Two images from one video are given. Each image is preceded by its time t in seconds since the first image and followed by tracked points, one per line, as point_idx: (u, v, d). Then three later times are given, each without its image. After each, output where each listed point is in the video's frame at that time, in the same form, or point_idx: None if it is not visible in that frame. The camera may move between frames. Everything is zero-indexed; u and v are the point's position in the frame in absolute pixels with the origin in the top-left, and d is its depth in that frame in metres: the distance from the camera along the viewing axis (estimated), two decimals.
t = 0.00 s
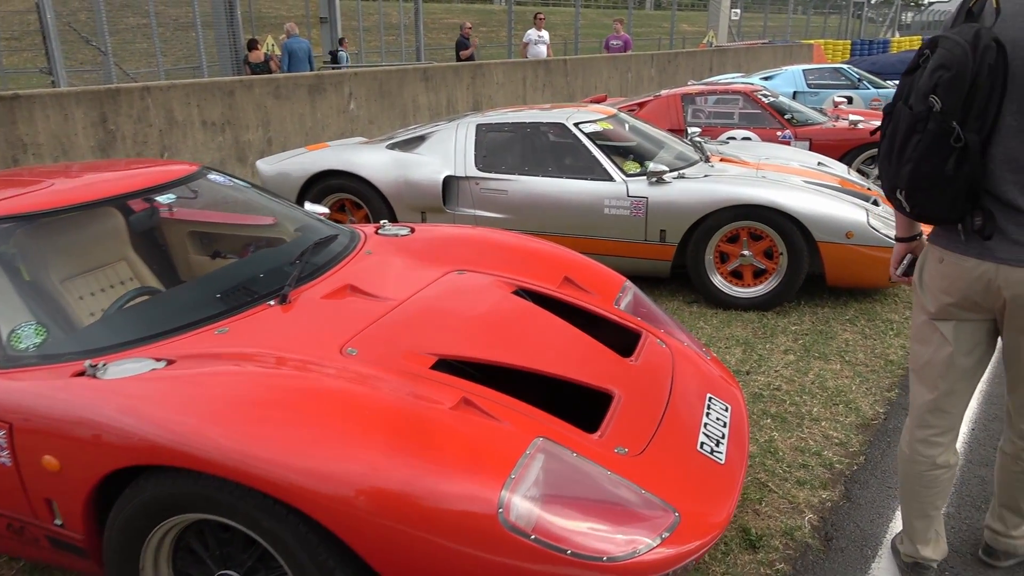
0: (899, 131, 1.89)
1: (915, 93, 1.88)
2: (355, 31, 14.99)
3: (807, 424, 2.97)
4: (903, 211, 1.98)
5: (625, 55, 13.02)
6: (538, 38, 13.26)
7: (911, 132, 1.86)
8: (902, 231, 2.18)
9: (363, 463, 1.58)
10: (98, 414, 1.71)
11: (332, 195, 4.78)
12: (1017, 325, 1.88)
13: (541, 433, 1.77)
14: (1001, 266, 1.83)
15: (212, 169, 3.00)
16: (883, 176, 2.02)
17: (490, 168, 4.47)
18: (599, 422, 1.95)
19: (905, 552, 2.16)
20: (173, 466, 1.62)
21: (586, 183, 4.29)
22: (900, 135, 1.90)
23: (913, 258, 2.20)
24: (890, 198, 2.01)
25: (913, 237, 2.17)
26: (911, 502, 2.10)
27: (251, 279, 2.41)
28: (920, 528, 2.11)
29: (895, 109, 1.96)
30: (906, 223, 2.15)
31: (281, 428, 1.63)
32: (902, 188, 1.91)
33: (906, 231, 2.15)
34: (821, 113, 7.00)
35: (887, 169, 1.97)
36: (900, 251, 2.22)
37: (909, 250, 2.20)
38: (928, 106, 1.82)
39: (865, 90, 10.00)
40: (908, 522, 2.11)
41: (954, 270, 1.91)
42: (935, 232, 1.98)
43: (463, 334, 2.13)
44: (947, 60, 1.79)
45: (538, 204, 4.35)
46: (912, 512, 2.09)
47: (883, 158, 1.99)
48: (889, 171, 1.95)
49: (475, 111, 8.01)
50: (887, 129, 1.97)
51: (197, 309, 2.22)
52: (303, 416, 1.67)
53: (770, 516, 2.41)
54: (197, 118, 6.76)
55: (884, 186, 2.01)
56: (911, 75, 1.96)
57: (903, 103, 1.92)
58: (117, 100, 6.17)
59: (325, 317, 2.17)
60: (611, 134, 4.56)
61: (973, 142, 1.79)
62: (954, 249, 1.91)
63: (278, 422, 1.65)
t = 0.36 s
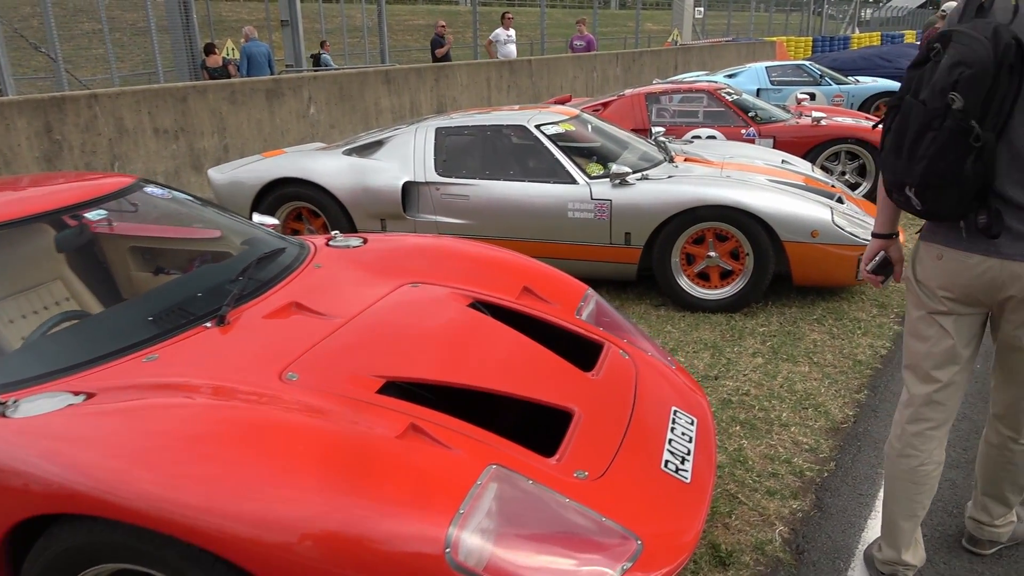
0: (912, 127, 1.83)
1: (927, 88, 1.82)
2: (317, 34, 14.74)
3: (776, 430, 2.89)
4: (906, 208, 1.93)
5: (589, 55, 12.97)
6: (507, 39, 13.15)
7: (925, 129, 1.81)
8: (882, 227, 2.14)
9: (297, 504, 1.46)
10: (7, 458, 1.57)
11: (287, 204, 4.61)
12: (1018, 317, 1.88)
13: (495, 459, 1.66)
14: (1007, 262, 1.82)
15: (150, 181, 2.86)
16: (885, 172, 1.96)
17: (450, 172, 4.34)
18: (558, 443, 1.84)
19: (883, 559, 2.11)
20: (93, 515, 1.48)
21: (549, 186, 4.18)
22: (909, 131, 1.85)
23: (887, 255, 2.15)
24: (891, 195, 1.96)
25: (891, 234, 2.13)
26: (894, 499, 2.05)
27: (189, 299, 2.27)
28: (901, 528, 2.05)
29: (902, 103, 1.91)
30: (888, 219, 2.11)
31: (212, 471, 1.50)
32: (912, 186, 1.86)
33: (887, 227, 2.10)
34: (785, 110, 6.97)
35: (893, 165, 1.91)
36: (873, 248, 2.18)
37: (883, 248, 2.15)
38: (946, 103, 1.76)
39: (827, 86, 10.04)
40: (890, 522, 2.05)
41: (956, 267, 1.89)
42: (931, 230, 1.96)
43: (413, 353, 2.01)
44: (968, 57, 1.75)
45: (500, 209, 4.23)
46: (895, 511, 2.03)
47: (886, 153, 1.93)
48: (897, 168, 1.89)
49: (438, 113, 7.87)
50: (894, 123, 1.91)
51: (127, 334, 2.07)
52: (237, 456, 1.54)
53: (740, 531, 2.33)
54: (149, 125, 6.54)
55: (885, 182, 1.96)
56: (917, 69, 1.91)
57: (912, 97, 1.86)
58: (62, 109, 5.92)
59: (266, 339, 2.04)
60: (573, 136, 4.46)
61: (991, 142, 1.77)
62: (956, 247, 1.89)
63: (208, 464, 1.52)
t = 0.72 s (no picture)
0: (938, 128, 1.95)
1: (954, 90, 1.93)
2: (288, 36, 14.51)
3: (742, 445, 2.80)
4: (924, 206, 2.06)
5: (562, 56, 12.86)
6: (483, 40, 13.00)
7: (952, 130, 1.92)
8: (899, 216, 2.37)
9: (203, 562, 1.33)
10: None
11: (243, 213, 4.46)
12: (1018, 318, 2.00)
13: (429, 498, 1.55)
14: (1016, 261, 1.95)
15: (79, 196, 2.72)
16: (903, 170, 2.08)
17: (410, 179, 4.20)
18: (501, 476, 1.73)
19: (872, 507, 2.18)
20: None
21: (512, 193, 4.06)
22: (935, 131, 1.96)
23: (907, 241, 2.39)
24: (909, 193, 2.09)
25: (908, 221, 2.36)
26: (887, 442, 2.23)
27: (112, 323, 2.12)
28: (889, 473, 2.19)
29: (924, 101, 2.03)
30: (905, 209, 2.34)
31: (113, 526, 1.37)
32: (933, 187, 1.98)
33: (904, 216, 2.33)
34: (755, 110, 6.90)
35: (913, 164, 2.03)
36: (894, 237, 2.41)
37: (903, 235, 2.39)
38: (976, 105, 1.87)
39: (799, 86, 10.02)
40: (879, 465, 2.20)
41: (965, 266, 2.02)
42: (941, 229, 2.08)
43: (349, 381, 1.88)
44: (997, 61, 1.86)
45: (462, 217, 4.10)
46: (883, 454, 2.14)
47: (908, 152, 2.05)
48: (918, 168, 2.02)
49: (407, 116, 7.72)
50: (915, 121, 2.03)
51: (40, 363, 1.92)
52: (142, 512, 1.41)
53: (702, 557, 2.22)
54: (104, 132, 6.34)
55: (902, 180, 2.09)
56: (937, 66, 2.03)
57: (935, 96, 1.98)
58: (12, 116, 5.72)
59: (191, 368, 1.91)
60: (537, 140, 4.34)
61: (1017, 145, 1.88)
62: (969, 245, 2.01)
63: (108, 520, 1.39)
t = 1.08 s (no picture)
0: (921, 129, 1.88)
1: (936, 89, 1.87)
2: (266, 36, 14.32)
3: (709, 464, 2.70)
4: (907, 209, 2.00)
5: (542, 57, 12.77)
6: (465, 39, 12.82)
7: (934, 131, 1.86)
8: (886, 224, 2.29)
9: None
10: None
11: (202, 221, 4.32)
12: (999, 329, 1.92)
13: (354, 542, 1.43)
14: (1000, 268, 1.88)
15: (7, 209, 2.58)
16: (886, 172, 2.02)
17: (374, 186, 4.08)
18: (439, 513, 1.62)
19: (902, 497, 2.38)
20: None
21: (478, 200, 3.94)
22: (917, 132, 1.90)
23: (893, 251, 2.31)
24: (893, 195, 2.02)
25: (894, 230, 2.28)
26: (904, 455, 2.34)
27: (30, 345, 1.97)
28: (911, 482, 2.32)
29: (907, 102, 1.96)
30: (890, 218, 2.26)
31: None
32: (916, 189, 1.92)
33: (890, 224, 2.26)
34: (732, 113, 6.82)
35: (897, 166, 1.97)
36: (879, 244, 2.33)
37: (889, 244, 2.31)
38: (958, 105, 1.81)
39: (779, 88, 9.97)
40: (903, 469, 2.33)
41: (949, 271, 1.97)
42: (927, 235, 2.03)
43: (280, 409, 1.76)
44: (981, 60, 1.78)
45: (426, 225, 3.98)
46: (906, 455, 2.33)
47: (890, 153, 1.99)
48: (901, 169, 1.95)
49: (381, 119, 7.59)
50: (898, 123, 1.96)
51: None
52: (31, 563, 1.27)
53: None
54: (67, 136, 6.15)
55: (886, 182, 2.02)
56: (922, 67, 1.95)
57: (918, 98, 1.91)
58: None
59: (110, 396, 1.77)
60: (505, 145, 4.23)
61: (1000, 148, 1.82)
62: (954, 250, 1.96)
63: None
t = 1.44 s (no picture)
0: (893, 145, 1.89)
1: (904, 105, 1.88)
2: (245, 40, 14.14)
3: (680, 482, 2.61)
4: (887, 220, 1.99)
5: (521, 61, 12.70)
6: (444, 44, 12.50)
7: (907, 145, 1.87)
8: (848, 234, 2.28)
9: None
10: None
11: (162, 230, 4.18)
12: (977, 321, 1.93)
13: None
14: (972, 264, 1.88)
15: None
16: (862, 185, 2.02)
17: (340, 194, 3.97)
18: (382, 549, 1.51)
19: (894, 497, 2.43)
20: None
21: (446, 207, 3.84)
22: (889, 147, 1.91)
23: (853, 262, 2.30)
24: (870, 207, 2.02)
25: (856, 241, 2.29)
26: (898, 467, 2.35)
27: None
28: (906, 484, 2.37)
29: (876, 119, 1.97)
30: (855, 226, 2.26)
31: None
32: (894, 201, 1.92)
33: (854, 233, 2.25)
34: (711, 117, 6.76)
35: (873, 179, 1.97)
36: (839, 255, 2.33)
37: (849, 254, 2.31)
38: (927, 120, 1.83)
39: (758, 91, 9.95)
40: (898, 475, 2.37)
41: (924, 266, 1.98)
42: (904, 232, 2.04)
43: (213, 437, 1.64)
44: (943, 75, 1.79)
45: (394, 233, 3.87)
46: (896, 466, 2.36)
47: (865, 168, 2.00)
48: (877, 183, 1.95)
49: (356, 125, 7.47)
50: (870, 140, 1.97)
51: None
52: None
53: None
54: (30, 142, 5.98)
55: (863, 195, 2.02)
56: (887, 83, 1.97)
57: (887, 115, 1.92)
58: None
59: (31, 425, 1.64)
60: (475, 151, 4.12)
61: (970, 155, 1.82)
62: (930, 250, 1.96)
63: None
